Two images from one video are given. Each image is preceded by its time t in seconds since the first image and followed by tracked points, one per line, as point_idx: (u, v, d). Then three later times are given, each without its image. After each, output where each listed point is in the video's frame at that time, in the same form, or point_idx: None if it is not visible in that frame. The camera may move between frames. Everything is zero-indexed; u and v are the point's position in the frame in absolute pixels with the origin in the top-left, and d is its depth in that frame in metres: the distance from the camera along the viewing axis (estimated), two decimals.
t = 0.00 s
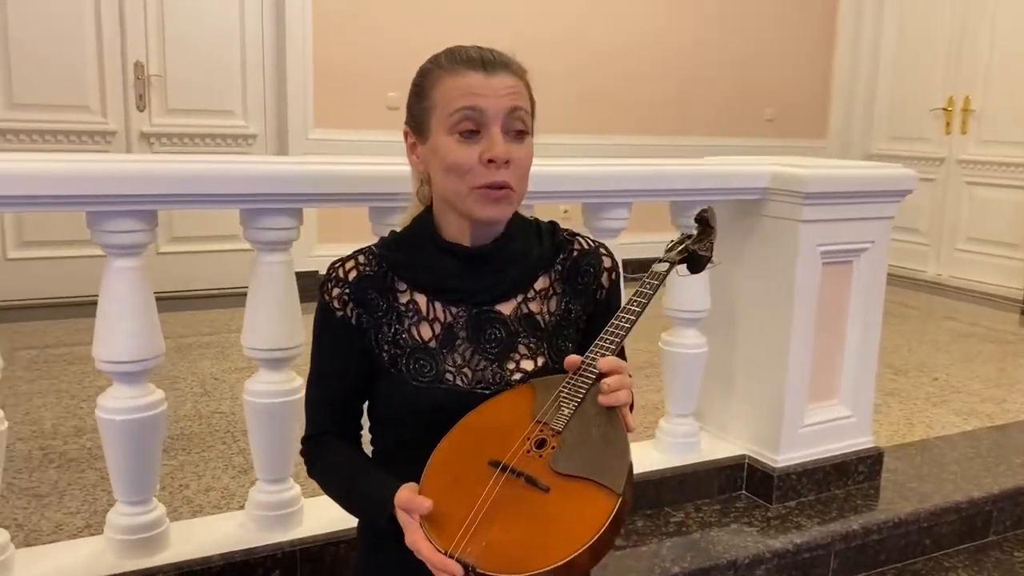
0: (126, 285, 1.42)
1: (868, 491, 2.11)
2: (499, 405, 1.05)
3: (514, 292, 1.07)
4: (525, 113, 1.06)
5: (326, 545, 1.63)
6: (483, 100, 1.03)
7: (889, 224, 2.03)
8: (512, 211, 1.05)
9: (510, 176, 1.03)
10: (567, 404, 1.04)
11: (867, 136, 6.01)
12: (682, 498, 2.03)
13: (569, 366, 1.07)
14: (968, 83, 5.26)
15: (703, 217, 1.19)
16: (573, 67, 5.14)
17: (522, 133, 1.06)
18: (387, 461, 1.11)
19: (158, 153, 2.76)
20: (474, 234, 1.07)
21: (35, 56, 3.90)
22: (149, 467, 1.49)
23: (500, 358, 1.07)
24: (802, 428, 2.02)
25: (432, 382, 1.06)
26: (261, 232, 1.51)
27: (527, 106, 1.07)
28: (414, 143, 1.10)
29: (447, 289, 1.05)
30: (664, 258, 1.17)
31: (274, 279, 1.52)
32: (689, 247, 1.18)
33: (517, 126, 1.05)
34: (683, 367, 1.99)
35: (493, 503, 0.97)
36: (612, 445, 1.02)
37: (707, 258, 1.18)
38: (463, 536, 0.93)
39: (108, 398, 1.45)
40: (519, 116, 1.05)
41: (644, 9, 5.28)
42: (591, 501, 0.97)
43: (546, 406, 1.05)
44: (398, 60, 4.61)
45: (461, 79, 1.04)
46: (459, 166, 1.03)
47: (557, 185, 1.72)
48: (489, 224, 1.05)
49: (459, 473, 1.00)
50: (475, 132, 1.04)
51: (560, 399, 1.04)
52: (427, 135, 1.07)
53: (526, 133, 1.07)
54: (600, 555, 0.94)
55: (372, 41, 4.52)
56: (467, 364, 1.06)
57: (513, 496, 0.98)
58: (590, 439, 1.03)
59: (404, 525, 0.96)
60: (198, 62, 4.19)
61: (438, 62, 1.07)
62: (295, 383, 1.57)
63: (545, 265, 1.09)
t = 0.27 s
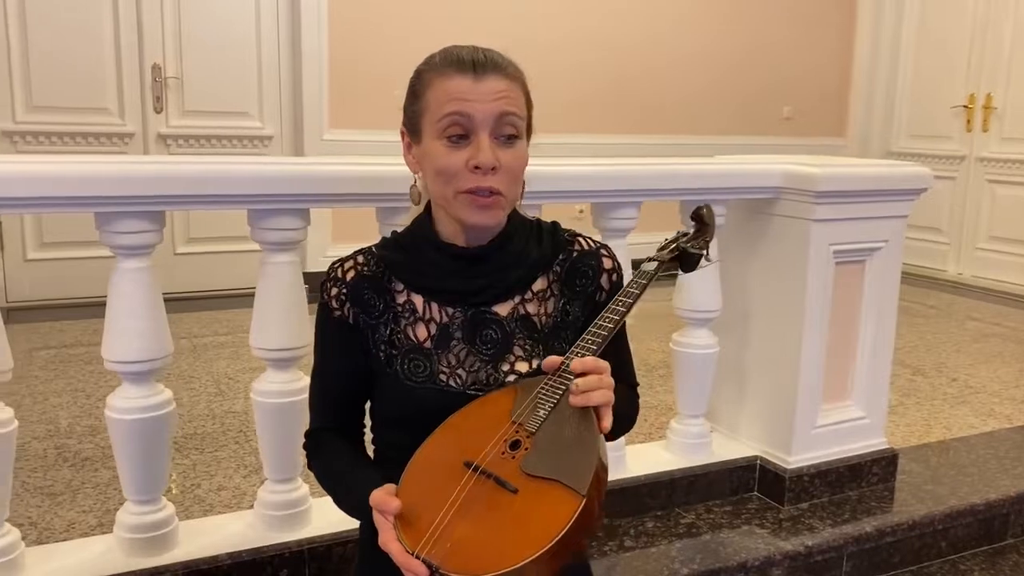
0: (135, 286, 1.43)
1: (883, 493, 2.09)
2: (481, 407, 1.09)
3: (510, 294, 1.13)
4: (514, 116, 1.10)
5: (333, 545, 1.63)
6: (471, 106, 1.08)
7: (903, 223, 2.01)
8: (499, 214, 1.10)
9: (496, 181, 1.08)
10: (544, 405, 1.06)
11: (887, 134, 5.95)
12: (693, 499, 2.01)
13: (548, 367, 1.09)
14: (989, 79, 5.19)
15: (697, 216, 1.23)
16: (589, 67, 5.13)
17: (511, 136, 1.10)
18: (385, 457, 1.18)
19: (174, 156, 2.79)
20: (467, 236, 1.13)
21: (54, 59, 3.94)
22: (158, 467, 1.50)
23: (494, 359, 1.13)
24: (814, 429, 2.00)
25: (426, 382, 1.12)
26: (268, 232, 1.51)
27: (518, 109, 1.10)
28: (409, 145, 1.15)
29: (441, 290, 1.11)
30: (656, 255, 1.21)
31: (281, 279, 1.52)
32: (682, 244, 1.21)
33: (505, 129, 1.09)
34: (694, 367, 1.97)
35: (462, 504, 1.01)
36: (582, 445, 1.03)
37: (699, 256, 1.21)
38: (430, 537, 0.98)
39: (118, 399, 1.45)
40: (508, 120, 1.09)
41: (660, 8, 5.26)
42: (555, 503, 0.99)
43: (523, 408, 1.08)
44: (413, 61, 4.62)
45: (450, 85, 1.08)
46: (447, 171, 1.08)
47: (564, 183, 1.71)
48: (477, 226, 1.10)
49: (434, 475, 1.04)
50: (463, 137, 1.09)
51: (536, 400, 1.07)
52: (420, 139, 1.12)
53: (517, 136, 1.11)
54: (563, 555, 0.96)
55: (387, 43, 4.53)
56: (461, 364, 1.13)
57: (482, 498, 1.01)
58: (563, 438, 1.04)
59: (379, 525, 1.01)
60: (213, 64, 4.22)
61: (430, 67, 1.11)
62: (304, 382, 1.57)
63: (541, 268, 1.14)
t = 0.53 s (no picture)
0: (146, 285, 1.44)
1: (896, 492, 2.08)
2: (472, 407, 1.10)
3: (510, 294, 1.13)
4: (513, 118, 1.10)
5: (342, 543, 1.64)
6: (467, 107, 1.08)
7: (916, 220, 1.99)
8: (496, 216, 1.10)
9: (493, 182, 1.08)
10: (530, 405, 1.07)
11: (905, 131, 5.90)
12: (704, 499, 2.01)
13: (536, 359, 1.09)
14: (1008, 76, 5.14)
15: (689, 212, 1.27)
16: (603, 65, 5.12)
17: (510, 136, 1.10)
18: (388, 455, 1.19)
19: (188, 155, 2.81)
20: (466, 236, 1.13)
21: (72, 61, 3.98)
22: (169, 464, 1.52)
23: (494, 359, 1.14)
24: (826, 428, 1.98)
25: (426, 381, 1.13)
26: (277, 232, 1.52)
27: (516, 110, 1.10)
28: (409, 145, 1.16)
29: (441, 289, 1.12)
30: (647, 251, 1.24)
31: (291, 277, 1.53)
32: (672, 240, 1.24)
33: (503, 130, 1.10)
34: (704, 365, 1.97)
35: (447, 504, 1.02)
36: (564, 443, 1.03)
37: (689, 251, 1.24)
38: (415, 537, 1.00)
39: (129, 397, 1.47)
40: (506, 121, 1.09)
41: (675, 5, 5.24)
42: (534, 502, 0.99)
43: (512, 407, 1.08)
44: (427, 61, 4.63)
45: (448, 86, 1.09)
46: (444, 173, 1.09)
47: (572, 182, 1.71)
48: (474, 226, 1.10)
49: (422, 476, 1.06)
50: (460, 139, 1.09)
51: (523, 400, 1.08)
52: (418, 139, 1.12)
53: (516, 136, 1.11)
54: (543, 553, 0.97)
55: (401, 43, 4.55)
56: (461, 364, 1.13)
57: (466, 497, 1.03)
58: (547, 436, 1.04)
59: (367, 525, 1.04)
60: (228, 65, 4.25)
61: (429, 67, 1.11)
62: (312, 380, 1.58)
63: (543, 267, 1.15)
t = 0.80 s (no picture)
0: (155, 284, 1.44)
1: (907, 492, 2.06)
2: (474, 409, 1.11)
3: (514, 290, 1.14)
4: (518, 113, 1.10)
5: (350, 540, 1.64)
6: (474, 104, 1.08)
7: (928, 217, 1.98)
8: (503, 212, 1.10)
9: (500, 178, 1.08)
10: (530, 405, 1.08)
11: (920, 128, 5.86)
12: (713, 498, 2.00)
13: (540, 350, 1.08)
14: None
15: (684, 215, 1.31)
16: (615, 64, 5.11)
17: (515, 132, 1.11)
18: (392, 456, 1.19)
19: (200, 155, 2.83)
20: (471, 233, 1.14)
21: (86, 63, 4.01)
22: (177, 462, 1.52)
23: (500, 355, 1.14)
24: (836, 427, 1.97)
25: (432, 378, 1.13)
26: (284, 230, 1.52)
27: (521, 105, 1.11)
28: (414, 142, 1.16)
29: (445, 287, 1.13)
30: (643, 255, 1.27)
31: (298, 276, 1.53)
32: (666, 243, 1.28)
33: (509, 126, 1.10)
34: (714, 364, 1.96)
35: (449, 504, 1.02)
36: (565, 439, 1.03)
37: (684, 253, 1.28)
38: (417, 537, 0.99)
39: (138, 394, 1.47)
40: (512, 117, 1.10)
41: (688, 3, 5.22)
42: (536, 498, 0.99)
43: (513, 408, 1.09)
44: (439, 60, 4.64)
45: (453, 82, 1.09)
46: (451, 170, 1.09)
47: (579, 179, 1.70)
48: (481, 223, 1.10)
49: (424, 478, 1.06)
50: (466, 135, 1.09)
51: (523, 401, 1.09)
52: (423, 137, 1.12)
53: (521, 132, 1.12)
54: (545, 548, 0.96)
55: (413, 42, 4.56)
56: (466, 361, 1.13)
57: (467, 497, 1.02)
58: (547, 433, 1.05)
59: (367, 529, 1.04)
60: (241, 65, 4.27)
61: (433, 64, 1.11)
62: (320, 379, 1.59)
63: (546, 264, 1.15)
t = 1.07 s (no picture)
0: (156, 283, 1.44)
1: (917, 492, 2.04)
2: (489, 407, 1.11)
3: (515, 288, 1.13)
4: (523, 107, 1.10)
5: (353, 540, 1.64)
6: (481, 98, 1.07)
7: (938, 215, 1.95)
8: (511, 206, 1.10)
9: (509, 172, 1.07)
10: (551, 402, 1.08)
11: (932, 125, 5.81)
12: (720, 498, 1.98)
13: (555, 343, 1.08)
14: None
15: (679, 205, 1.32)
16: (623, 62, 5.09)
17: (520, 126, 1.10)
18: (389, 458, 1.18)
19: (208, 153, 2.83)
20: (475, 229, 1.13)
21: (95, 63, 4.03)
22: (179, 461, 1.52)
23: (502, 354, 1.13)
24: (844, 427, 1.95)
25: (433, 378, 1.12)
26: (286, 229, 1.51)
27: (525, 100, 1.10)
28: (415, 138, 1.14)
29: (447, 285, 1.12)
30: (642, 245, 1.28)
31: (301, 274, 1.52)
32: (666, 232, 1.29)
33: (515, 120, 1.09)
34: (720, 363, 1.94)
35: (480, 505, 1.02)
36: (593, 433, 1.03)
37: (683, 241, 1.29)
38: (452, 541, 0.98)
39: (140, 393, 1.47)
40: (518, 111, 1.09)
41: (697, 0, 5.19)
42: (571, 493, 0.99)
43: (532, 405, 1.09)
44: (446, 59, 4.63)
45: (459, 76, 1.08)
46: (459, 164, 1.08)
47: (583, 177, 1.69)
48: (488, 217, 1.09)
49: (449, 480, 1.05)
50: (473, 129, 1.08)
51: (543, 396, 1.09)
52: (427, 132, 1.11)
53: (525, 127, 1.11)
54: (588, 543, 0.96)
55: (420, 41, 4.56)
56: (468, 359, 1.12)
57: (498, 497, 1.02)
58: (573, 429, 1.05)
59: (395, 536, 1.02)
60: (248, 64, 4.27)
61: (436, 58, 1.11)
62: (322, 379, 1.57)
63: (546, 262, 1.15)
